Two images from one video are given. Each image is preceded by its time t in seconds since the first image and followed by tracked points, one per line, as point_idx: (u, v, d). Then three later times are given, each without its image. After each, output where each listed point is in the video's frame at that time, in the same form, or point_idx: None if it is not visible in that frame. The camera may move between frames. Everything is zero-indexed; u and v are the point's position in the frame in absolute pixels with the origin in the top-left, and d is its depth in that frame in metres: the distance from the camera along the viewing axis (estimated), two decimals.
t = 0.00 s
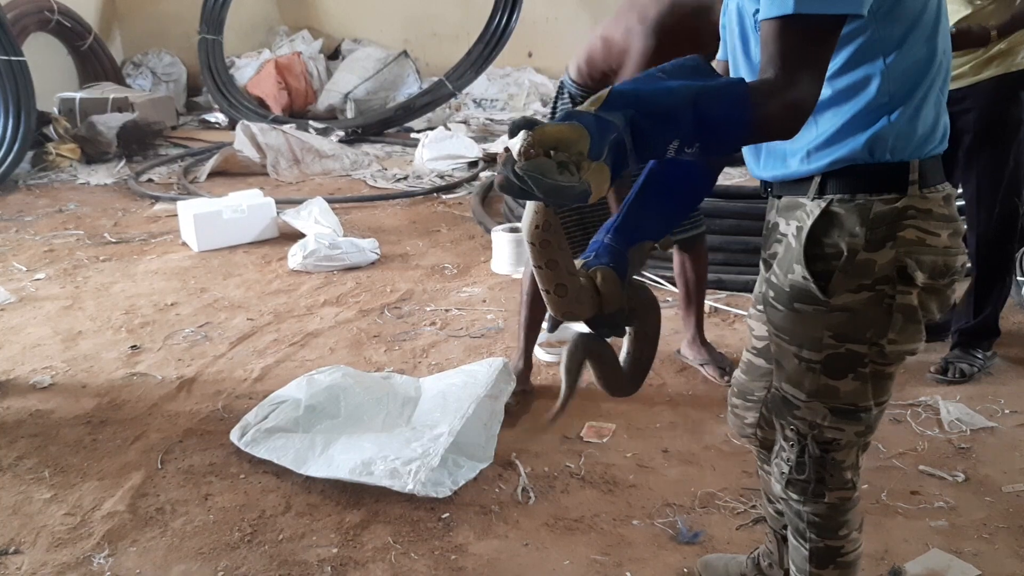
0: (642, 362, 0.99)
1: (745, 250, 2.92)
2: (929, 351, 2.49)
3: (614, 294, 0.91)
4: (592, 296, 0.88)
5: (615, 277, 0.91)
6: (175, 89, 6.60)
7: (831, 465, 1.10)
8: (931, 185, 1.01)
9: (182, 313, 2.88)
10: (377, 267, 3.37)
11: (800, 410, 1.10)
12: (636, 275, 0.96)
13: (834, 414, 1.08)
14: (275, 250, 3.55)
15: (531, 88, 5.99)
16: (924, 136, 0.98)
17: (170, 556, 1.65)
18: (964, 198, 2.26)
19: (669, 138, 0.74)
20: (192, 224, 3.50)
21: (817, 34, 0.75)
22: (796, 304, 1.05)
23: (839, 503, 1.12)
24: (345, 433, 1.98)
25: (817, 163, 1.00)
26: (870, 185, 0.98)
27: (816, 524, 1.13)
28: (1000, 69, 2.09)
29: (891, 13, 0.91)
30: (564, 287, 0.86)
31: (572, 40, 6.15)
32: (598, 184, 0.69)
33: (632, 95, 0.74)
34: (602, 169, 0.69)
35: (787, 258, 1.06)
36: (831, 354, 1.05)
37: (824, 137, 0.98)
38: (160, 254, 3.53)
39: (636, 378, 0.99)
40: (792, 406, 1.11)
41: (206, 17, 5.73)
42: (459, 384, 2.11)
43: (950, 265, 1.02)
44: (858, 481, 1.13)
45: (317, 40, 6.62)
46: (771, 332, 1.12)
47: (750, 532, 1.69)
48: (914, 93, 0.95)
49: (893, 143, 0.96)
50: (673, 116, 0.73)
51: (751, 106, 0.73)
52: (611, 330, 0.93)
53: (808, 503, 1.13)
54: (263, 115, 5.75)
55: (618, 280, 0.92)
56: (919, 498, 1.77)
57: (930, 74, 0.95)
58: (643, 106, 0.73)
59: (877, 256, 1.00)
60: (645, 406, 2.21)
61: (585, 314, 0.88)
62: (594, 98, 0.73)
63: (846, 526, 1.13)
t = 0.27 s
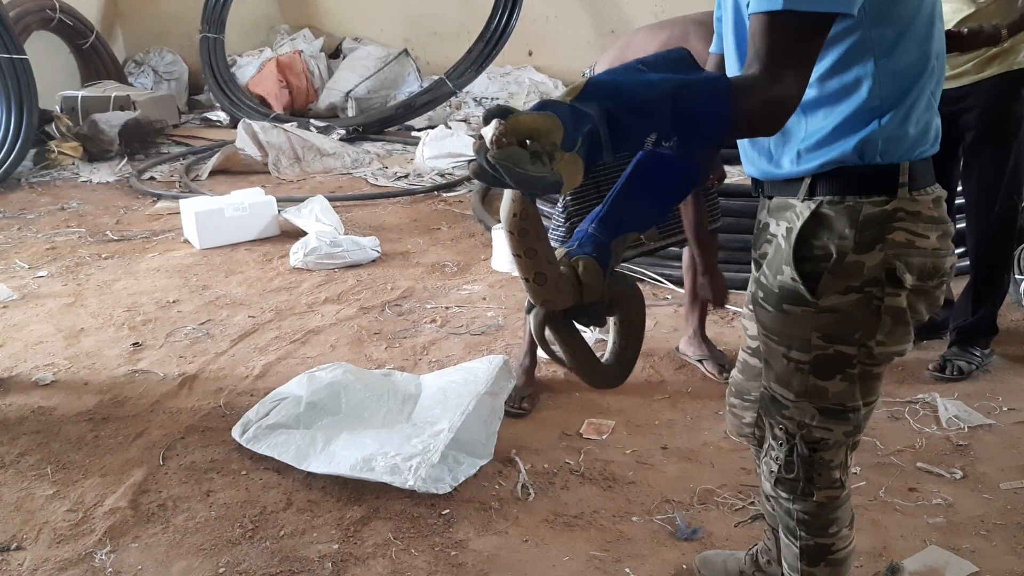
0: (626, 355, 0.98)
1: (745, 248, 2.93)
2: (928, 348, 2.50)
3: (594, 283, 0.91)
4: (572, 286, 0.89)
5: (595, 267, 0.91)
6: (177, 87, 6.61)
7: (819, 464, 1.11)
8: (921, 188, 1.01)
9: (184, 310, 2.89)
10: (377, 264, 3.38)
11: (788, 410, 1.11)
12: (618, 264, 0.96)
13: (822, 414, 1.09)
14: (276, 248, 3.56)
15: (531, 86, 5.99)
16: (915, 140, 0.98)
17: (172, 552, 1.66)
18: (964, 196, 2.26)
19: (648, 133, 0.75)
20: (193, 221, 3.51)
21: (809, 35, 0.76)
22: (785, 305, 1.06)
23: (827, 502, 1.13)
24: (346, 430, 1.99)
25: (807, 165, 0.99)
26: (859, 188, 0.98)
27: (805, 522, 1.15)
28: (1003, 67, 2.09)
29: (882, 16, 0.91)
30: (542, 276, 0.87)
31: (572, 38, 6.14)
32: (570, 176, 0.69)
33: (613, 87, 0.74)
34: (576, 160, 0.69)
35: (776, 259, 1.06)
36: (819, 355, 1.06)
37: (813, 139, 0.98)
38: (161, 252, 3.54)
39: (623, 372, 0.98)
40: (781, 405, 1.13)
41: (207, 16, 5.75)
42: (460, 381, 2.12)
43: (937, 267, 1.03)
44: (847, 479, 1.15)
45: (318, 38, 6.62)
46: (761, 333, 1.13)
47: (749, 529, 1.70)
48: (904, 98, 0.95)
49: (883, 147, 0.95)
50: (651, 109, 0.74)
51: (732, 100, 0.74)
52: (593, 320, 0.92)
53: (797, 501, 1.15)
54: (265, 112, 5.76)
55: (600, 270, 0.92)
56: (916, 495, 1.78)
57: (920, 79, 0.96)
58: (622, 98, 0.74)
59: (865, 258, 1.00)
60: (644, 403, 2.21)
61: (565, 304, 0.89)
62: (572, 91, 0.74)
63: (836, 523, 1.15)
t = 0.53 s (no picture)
0: (622, 350, 0.95)
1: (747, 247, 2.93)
2: (929, 346, 2.50)
3: (588, 275, 0.87)
4: (565, 278, 0.86)
5: (591, 259, 0.88)
6: (177, 86, 6.60)
7: (818, 466, 1.11)
8: (919, 192, 1.01)
9: (185, 308, 2.89)
10: (378, 262, 3.38)
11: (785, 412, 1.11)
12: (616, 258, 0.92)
13: (820, 416, 1.09)
14: (277, 246, 3.56)
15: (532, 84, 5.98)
16: (916, 140, 0.97)
17: (174, 550, 1.66)
18: (966, 194, 2.26)
19: (632, 123, 0.71)
20: (194, 220, 3.51)
21: (806, 40, 0.76)
22: (781, 306, 1.06)
23: (827, 504, 1.13)
24: (347, 429, 1.99)
25: (806, 165, 1.00)
26: (857, 190, 0.98)
27: (805, 524, 1.15)
28: (1008, 64, 2.08)
29: (882, 15, 0.90)
30: (533, 265, 0.83)
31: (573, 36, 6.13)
32: (548, 161, 0.68)
33: (596, 74, 0.70)
34: (554, 146, 0.67)
35: (773, 260, 1.07)
36: (816, 357, 1.06)
37: (812, 139, 0.98)
38: (162, 250, 3.54)
39: (619, 365, 0.95)
40: (778, 407, 1.12)
41: (208, 14, 5.72)
42: (461, 379, 2.12)
43: (939, 272, 1.01)
44: (847, 482, 1.14)
45: (318, 36, 6.61)
46: (759, 334, 1.13)
47: (751, 527, 1.70)
48: (904, 98, 0.94)
49: (881, 149, 0.95)
50: (634, 98, 0.70)
51: (718, 94, 0.72)
52: (588, 312, 0.89)
53: (797, 503, 1.15)
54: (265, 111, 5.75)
55: (596, 263, 0.88)
56: (918, 493, 1.78)
57: (921, 79, 0.95)
58: (604, 85, 0.70)
59: (862, 261, 1.00)
60: (645, 401, 2.21)
61: (557, 297, 0.85)
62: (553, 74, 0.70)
63: (837, 525, 1.15)
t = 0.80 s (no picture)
0: (633, 347, 0.96)
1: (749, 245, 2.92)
2: (931, 344, 2.50)
3: (597, 273, 0.86)
4: (573, 276, 0.86)
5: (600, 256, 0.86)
6: (178, 84, 6.60)
7: (818, 464, 1.11)
8: (920, 190, 1.00)
9: (186, 307, 2.89)
10: (380, 260, 3.38)
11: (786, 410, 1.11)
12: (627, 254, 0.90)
13: (820, 414, 1.09)
14: (278, 245, 3.56)
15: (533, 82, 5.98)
16: (917, 140, 0.97)
17: (176, 548, 1.66)
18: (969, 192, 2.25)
19: (628, 125, 0.71)
20: (195, 218, 3.51)
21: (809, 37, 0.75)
22: (781, 304, 1.06)
23: (828, 502, 1.13)
24: (348, 427, 1.99)
25: (806, 163, 0.99)
26: (857, 189, 0.98)
27: (807, 522, 1.15)
28: (1012, 61, 2.08)
29: (883, 15, 0.90)
30: (539, 263, 0.84)
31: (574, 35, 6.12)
32: (541, 162, 0.67)
33: (591, 76, 0.70)
34: (547, 147, 0.67)
35: (773, 258, 1.07)
36: (816, 355, 1.06)
37: (813, 138, 0.98)
38: (163, 249, 3.54)
39: (629, 364, 0.97)
40: (779, 405, 1.12)
41: (210, 13, 5.71)
42: (462, 377, 2.12)
43: (939, 271, 1.01)
44: (848, 479, 1.14)
45: (319, 35, 6.61)
46: (760, 332, 1.13)
47: (753, 525, 1.70)
48: (905, 98, 0.94)
49: (881, 148, 0.95)
50: (628, 100, 0.70)
51: (713, 96, 0.72)
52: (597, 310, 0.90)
53: (799, 501, 1.15)
54: (266, 109, 5.75)
55: (605, 260, 0.87)
56: (920, 491, 1.78)
57: (923, 79, 0.95)
58: (599, 88, 0.70)
59: (861, 259, 1.00)
60: (647, 400, 2.21)
61: (566, 293, 0.86)
62: (548, 77, 0.71)
63: (838, 523, 1.15)
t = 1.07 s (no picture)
0: (642, 345, 0.96)
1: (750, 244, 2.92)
2: (932, 343, 2.49)
3: (604, 270, 0.89)
4: (582, 274, 0.87)
5: (607, 253, 0.89)
6: (179, 83, 6.61)
7: (819, 461, 1.11)
8: (922, 188, 1.00)
9: (187, 305, 2.89)
10: (381, 259, 3.38)
11: (787, 407, 1.11)
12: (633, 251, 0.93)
13: (821, 411, 1.09)
14: (279, 244, 3.56)
15: (533, 81, 5.98)
16: (920, 140, 0.97)
17: (178, 547, 1.66)
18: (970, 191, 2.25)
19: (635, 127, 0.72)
20: (196, 217, 3.51)
21: (816, 37, 0.74)
22: (782, 301, 1.07)
23: (829, 499, 1.13)
24: (350, 426, 1.99)
25: (808, 160, 0.99)
26: (859, 186, 0.98)
27: (808, 519, 1.15)
28: (1010, 59, 2.08)
29: (890, 14, 0.90)
30: (548, 263, 0.84)
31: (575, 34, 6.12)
32: (552, 167, 0.68)
33: (598, 81, 0.71)
34: (558, 152, 0.68)
35: (775, 255, 1.07)
36: (817, 352, 1.06)
37: (816, 135, 0.98)
38: (164, 247, 3.54)
39: (639, 362, 0.96)
40: (780, 402, 1.12)
41: (211, 12, 5.71)
42: (464, 376, 2.13)
43: (940, 269, 1.01)
44: (848, 477, 1.14)
45: (320, 34, 6.61)
46: (761, 329, 1.13)
47: (754, 524, 1.70)
48: (909, 98, 0.94)
49: (884, 146, 0.95)
50: (636, 103, 0.71)
51: (719, 98, 0.73)
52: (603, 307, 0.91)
53: (800, 499, 1.15)
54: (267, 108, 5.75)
55: (612, 258, 0.90)
56: (921, 490, 1.78)
57: (928, 79, 0.95)
58: (607, 91, 0.71)
59: (863, 257, 1.00)
60: (648, 398, 2.21)
61: (573, 291, 0.87)
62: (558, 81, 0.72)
63: (839, 521, 1.15)
